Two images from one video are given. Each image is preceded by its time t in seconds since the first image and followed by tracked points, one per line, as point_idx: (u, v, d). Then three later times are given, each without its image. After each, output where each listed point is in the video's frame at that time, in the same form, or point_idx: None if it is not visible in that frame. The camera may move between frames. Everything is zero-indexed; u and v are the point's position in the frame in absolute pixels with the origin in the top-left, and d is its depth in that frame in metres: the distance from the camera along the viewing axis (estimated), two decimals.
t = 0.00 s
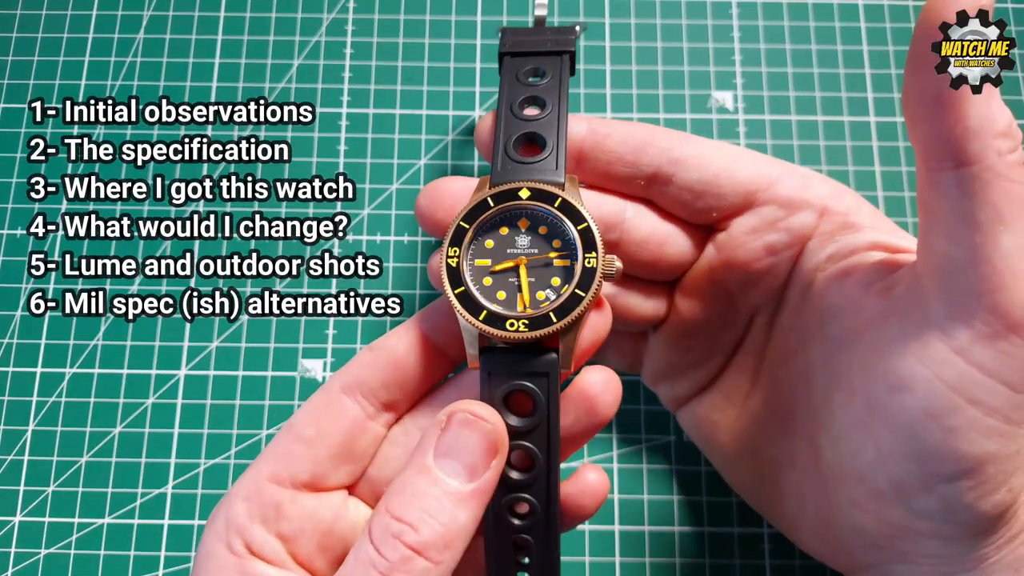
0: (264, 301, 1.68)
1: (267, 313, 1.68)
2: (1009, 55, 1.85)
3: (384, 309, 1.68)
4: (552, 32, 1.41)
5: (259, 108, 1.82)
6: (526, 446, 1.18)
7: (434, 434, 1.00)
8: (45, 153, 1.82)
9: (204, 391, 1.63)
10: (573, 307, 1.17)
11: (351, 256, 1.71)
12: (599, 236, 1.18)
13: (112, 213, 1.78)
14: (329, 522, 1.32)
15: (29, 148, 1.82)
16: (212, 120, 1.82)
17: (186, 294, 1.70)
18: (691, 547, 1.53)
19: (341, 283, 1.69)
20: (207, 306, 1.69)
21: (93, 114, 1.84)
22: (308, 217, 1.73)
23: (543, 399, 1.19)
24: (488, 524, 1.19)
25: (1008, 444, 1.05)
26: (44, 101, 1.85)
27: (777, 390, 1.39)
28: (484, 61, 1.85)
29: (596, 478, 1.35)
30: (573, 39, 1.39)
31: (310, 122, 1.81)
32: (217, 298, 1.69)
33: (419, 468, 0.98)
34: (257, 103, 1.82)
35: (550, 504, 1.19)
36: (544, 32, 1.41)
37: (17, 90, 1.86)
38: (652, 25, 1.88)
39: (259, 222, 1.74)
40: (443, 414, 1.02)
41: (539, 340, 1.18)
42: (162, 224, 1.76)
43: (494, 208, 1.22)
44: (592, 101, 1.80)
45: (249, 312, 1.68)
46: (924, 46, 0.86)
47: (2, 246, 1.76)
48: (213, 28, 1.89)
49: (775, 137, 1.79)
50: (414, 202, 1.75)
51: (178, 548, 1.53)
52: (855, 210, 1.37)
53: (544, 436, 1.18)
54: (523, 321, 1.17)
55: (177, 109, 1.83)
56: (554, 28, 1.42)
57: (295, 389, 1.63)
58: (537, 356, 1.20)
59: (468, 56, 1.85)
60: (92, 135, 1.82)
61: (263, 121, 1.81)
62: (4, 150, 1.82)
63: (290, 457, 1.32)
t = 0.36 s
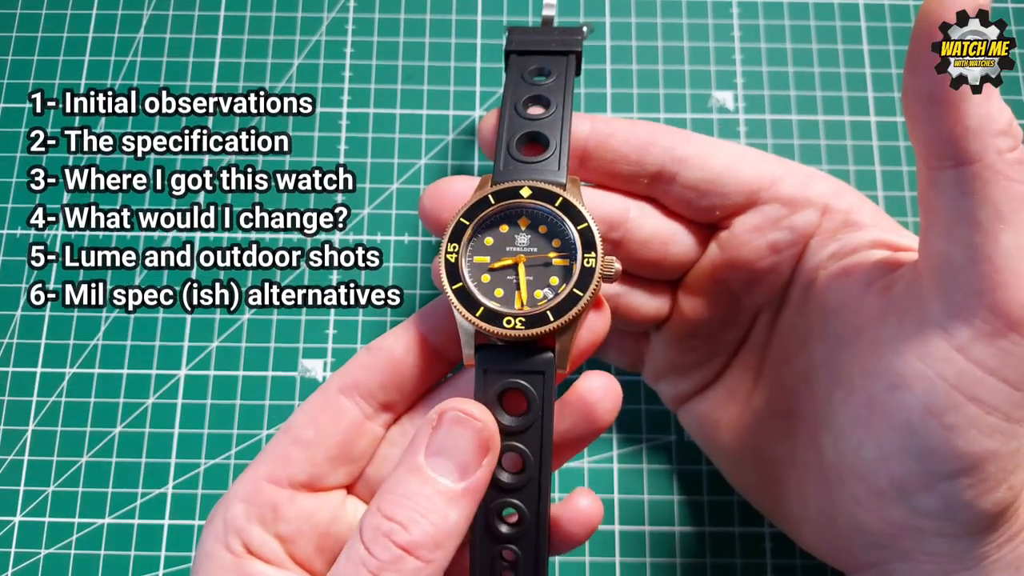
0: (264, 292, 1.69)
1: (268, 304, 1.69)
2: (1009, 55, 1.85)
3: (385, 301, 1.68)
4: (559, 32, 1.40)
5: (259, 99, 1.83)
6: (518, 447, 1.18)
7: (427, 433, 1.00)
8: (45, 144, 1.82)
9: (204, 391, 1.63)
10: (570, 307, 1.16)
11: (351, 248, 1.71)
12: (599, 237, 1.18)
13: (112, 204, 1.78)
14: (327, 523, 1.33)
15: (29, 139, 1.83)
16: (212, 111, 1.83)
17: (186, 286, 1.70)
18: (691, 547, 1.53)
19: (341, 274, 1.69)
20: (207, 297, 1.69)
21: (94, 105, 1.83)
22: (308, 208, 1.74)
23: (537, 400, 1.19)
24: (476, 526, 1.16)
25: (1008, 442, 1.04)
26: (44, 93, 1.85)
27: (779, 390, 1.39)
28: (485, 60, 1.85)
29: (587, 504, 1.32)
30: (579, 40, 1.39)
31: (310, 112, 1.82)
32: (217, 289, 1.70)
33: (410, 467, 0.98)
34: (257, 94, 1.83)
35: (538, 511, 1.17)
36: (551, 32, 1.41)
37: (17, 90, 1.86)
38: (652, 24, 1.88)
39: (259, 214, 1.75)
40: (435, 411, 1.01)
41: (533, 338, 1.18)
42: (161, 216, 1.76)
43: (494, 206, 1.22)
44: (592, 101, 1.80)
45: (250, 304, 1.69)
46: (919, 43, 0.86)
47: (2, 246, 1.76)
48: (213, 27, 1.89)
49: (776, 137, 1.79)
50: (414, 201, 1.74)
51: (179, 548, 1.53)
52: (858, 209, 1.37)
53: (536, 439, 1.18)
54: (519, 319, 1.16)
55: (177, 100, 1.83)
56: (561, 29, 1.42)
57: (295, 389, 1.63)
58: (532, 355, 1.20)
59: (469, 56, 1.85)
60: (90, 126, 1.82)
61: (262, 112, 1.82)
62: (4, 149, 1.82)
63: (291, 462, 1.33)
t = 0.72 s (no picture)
0: (264, 283, 1.69)
1: (267, 296, 1.69)
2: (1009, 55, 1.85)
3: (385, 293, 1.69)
4: (566, 27, 1.39)
5: (259, 91, 1.83)
6: (516, 444, 1.17)
7: (429, 422, 1.00)
8: (45, 136, 1.83)
9: (204, 391, 1.63)
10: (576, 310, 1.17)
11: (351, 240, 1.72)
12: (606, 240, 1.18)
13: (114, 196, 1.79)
14: (325, 515, 1.31)
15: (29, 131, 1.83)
16: (212, 102, 1.83)
17: (187, 277, 1.71)
18: (691, 547, 1.53)
19: (341, 266, 1.70)
20: (207, 289, 1.70)
21: (93, 97, 1.84)
22: (309, 200, 1.75)
23: (539, 398, 1.19)
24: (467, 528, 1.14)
25: (1011, 440, 1.05)
26: (44, 85, 1.86)
27: (781, 389, 1.40)
28: (485, 60, 1.85)
29: (580, 542, 1.33)
30: (588, 36, 1.38)
31: (310, 104, 1.83)
32: (217, 281, 1.71)
33: (412, 456, 0.98)
34: (257, 85, 1.84)
35: (531, 511, 1.16)
36: (558, 26, 1.39)
37: (18, 90, 1.86)
38: (652, 24, 1.88)
39: (259, 205, 1.75)
40: (438, 401, 1.02)
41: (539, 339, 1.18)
42: (161, 207, 1.76)
43: (503, 204, 1.21)
44: (592, 101, 1.80)
45: (249, 295, 1.69)
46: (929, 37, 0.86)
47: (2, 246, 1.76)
48: (213, 27, 1.89)
49: (776, 137, 1.79)
50: (414, 201, 1.75)
51: (179, 548, 1.53)
52: (861, 208, 1.37)
53: (536, 437, 1.18)
54: (525, 320, 1.17)
55: (177, 92, 1.84)
56: (569, 23, 1.40)
57: (295, 388, 1.63)
58: (533, 353, 1.21)
59: (469, 56, 1.85)
60: (90, 118, 1.83)
61: (262, 104, 1.83)
62: (4, 150, 1.82)
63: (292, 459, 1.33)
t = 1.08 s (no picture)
0: (264, 275, 1.70)
1: (267, 288, 1.70)
2: (1009, 55, 1.85)
3: (386, 286, 1.69)
4: (604, 26, 1.37)
5: (259, 82, 1.84)
6: (479, 437, 1.18)
7: (407, 398, 1.03)
8: (45, 127, 1.84)
9: (204, 390, 1.63)
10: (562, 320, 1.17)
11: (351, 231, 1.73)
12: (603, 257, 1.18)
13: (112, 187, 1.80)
14: (288, 483, 1.31)
15: (30, 122, 1.84)
16: (212, 94, 1.84)
17: (187, 269, 1.72)
18: (691, 546, 1.53)
19: (342, 257, 1.71)
20: (207, 280, 1.71)
21: (93, 89, 1.85)
22: (309, 191, 1.76)
23: (509, 396, 1.20)
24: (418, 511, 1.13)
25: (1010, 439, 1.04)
26: (44, 76, 1.86)
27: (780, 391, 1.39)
28: (485, 61, 1.85)
29: None
30: (622, 35, 1.36)
31: (310, 95, 1.83)
32: (217, 273, 1.71)
33: (385, 426, 0.99)
34: (257, 77, 1.84)
35: (483, 507, 1.16)
36: (597, 23, 1.37)
37: (18, 90, 1.86)
38: (652, 24, 1.88)
39: (259, 197, 1.76)
40: (418, 379, 1.05)
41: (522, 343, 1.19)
42: (161, 199, 1.78)
43: (509, 202, 1.20)
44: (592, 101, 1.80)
45: (249, 286, 1.70)
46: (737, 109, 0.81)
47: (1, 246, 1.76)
48: (213, 28, 1.89)
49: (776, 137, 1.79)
50: (414, 201, 1.75)
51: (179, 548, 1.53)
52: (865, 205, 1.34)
53: (500, 433, 1.18)
54: (510, 323, 1.17)
55: (177, 83, 1.85)
56: (605, 19, 1.38)
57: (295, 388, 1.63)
58: (512, 353, 1.21)
59: (469, 56, 1.85)
60: (91, 109, 1.84)
61: (263, 95, 1.83)
62: (4, 150, 1.82)
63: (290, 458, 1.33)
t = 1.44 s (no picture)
0: (264, 267, 1.71)
1: (267, 279, 1.71)
2: (1009, 55, 1.84)
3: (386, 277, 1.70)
4: (626, 43, 1.34)
5: (259, 74, 1.85)
6: (465, 452, 1.18)
7: (398, 414, 1.03)
8: (45, 119, 1.84)
9: (204, 390, 1.63)
10: (552, 339, 1.17)
11: (352, 223, 1.73)
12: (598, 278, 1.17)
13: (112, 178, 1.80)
14: (285, 497, 1.32)
15: (29, 114, 1.84)
16: (212, 86, 1.85)
17: (186, 260, 1.72)
18: (691, 547, 1.53)
19: (342, 250, 1.71)
20: (207, 272, 1.72)
21: (93, 80, 1.85)
22: (309, 182, 1.76)
23: (498, 413, 1.20)
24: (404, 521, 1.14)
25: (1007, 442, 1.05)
26: (44, 67, 1.86)
27: (780, 395, 1.40)
28: (484, 61, 1.84)
29: None
30: (641, 54, 1.32)
31: (310, 86, 1.84)
32: (217, 265, 1.72)
33: (377, 442, 0.99)
34: (257, 69, 1.85)
35: (466, 519, 1.17)
36: (619, 40, 1.34)
37: (18, 90, 1.86)
38: (652, 24, 1.87)
39: (258, 188, 1.77)
40: (408, 394, 1.05)
41: (510, 360, 1.19)
42: (161, 190, 1.78)
43: (507, 219, 1.20)
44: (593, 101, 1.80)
45: (249, 278, 1.71)
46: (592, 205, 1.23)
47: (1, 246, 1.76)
48: (212, 28, 1.89)
49: (775, 137, 1.79)
50: (414, 202, 1.74)
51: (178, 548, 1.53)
52: (863, 208, 1.35)
53: (487, 449, 1.19)
54: (499, 339, 1.17)
55: (177, 75, 1.85)
56: (626, 35, 1.35)
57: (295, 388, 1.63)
58: (502, 370, 1.21)
59: (468, 57, 1.85)
60: (91, 101, 1.85)
61: (262, 86, 1.84)
62: (4, 150, 1.82)
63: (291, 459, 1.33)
